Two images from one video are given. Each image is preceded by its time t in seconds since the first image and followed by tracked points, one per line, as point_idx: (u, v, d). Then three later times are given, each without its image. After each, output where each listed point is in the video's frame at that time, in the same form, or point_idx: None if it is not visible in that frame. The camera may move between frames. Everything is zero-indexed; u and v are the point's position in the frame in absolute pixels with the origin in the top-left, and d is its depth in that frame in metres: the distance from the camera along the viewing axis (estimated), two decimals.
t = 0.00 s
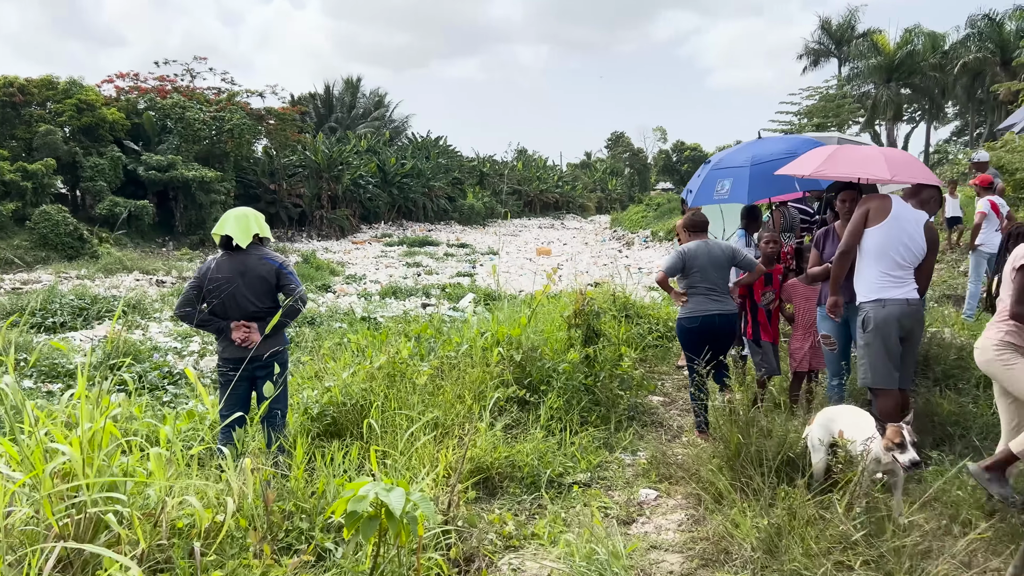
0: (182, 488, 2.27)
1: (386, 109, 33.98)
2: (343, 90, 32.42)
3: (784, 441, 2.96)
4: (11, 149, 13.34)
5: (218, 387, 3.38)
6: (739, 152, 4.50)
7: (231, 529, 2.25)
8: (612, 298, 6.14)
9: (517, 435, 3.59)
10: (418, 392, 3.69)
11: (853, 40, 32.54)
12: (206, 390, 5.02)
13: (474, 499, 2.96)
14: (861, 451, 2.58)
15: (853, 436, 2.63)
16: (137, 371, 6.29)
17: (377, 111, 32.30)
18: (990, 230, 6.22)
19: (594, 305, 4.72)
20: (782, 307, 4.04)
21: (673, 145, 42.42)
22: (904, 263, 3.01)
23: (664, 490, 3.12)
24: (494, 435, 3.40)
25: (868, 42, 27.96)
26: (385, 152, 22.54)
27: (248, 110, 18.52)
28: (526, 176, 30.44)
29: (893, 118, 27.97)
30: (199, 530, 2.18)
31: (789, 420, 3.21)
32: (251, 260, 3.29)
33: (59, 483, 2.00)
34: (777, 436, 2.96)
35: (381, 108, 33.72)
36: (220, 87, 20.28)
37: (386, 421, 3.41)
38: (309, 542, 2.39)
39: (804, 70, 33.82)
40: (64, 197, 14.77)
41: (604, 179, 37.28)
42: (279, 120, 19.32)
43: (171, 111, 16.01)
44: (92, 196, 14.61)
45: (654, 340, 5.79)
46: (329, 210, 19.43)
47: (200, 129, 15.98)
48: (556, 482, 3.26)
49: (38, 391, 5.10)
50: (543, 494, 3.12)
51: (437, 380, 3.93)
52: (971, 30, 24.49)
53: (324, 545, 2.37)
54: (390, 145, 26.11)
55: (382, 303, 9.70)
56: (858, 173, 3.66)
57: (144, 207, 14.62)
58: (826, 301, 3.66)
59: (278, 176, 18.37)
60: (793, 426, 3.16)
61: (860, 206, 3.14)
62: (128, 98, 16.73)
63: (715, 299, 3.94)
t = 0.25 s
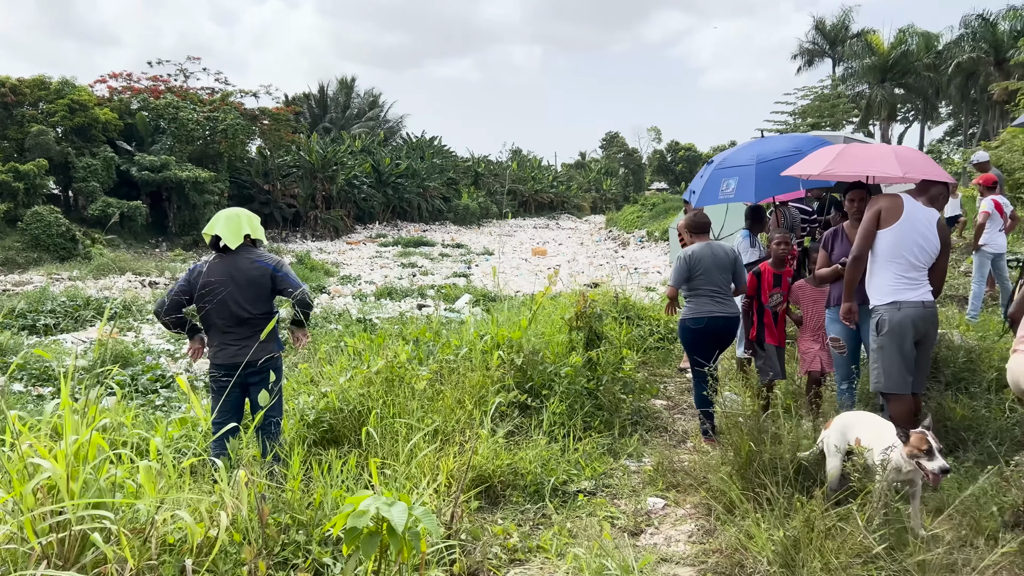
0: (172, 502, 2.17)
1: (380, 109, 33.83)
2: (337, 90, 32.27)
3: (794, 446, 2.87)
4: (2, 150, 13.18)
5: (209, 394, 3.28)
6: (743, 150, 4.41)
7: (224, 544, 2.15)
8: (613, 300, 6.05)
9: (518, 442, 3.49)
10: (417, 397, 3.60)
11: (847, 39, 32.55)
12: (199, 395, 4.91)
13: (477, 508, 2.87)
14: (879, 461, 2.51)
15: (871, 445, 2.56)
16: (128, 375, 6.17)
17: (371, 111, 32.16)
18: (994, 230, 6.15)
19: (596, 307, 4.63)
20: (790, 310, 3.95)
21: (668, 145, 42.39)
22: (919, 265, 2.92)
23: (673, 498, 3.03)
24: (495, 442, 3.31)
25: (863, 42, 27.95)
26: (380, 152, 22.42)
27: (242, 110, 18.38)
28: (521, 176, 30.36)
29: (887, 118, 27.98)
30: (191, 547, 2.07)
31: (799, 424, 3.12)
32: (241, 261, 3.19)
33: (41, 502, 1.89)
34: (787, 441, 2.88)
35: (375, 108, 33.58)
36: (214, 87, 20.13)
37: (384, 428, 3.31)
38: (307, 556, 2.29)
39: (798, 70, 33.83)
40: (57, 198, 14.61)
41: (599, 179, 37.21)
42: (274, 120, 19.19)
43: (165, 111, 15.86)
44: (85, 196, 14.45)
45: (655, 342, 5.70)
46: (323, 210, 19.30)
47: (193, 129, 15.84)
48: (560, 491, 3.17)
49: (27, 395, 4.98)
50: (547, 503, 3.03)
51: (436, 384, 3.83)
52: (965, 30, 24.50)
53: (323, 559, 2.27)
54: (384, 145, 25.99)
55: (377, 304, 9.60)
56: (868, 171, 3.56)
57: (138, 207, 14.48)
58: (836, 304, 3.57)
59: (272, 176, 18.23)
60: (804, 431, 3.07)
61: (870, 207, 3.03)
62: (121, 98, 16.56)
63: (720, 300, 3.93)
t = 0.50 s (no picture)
0: (163, 522, 2.06)
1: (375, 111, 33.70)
2: (332, 91, 32.12)
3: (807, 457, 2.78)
4: None
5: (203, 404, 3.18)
6: (749, 153, 4.33)
7: (218, 566, 2.04)
8: (614, 305, 5.96)
9: (522, 453, 3.39)
10: (418, 407, 3.49)
11: (842, 42, 32.55)
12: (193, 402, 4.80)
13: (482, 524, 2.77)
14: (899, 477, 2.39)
15: (888, 458, 2.44)
16: (120, 380, 6.05)
17: (366, 113, 32.03)
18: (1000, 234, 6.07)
19: (598, 312, 4.54)
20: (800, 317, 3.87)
21: (663, 147, 42.37)
22: (942, 271, 2.85)
23: (683, 512, 2.94)
24: (498, 453, 3.22)
25: (858, 44, 27.94)
26: (374, 154, 22.31)
27: (236, 112, 18.25)
28: (516, 178, 30.27)
29: (882, 120, 27.97)
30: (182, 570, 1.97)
31: (811, 433, 3.04)
32: (231, 268, 3.09)
33: (22, 527, 1.79)
34: (800, 452, 2.79)
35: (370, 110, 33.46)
36: (208, 89, 19.98)
37: (384, 440, 3.21)
38: None
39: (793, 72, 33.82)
40: (49, 200, 14.45)
41: (594, 181, 37.15)
42: (268, 122, 19.05)
43: (158, 112, 15.70)
44: (77, 199, 14.31)
45: (657, 347, 5.61)
46: (318, 212, 19.18)
47: (187, 131, 15.70)
48: (566, 504, 3.07)
49: (17, 401, 4.86)
50: (552, 517, 2.93)
51: (437, 393, 3.73)
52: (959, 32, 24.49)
53: None
54: (379, 146, 25.87)
55: (373, 307, 9.49)
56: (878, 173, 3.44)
57: (131, 209, 14.34)
58: (848, 310, 3.47)
59: (267, 178, 18.11)
60: (817, 441, 2.99)
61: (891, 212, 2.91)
62: (114, 100, 16.42)
63: (722, 305, 3.88)
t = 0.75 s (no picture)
0: (155, 538, 1.97)
1: (370, 114, 33.60)
2: (326, 95, 32.01)
3: (816, 465, 2.72)
4: None
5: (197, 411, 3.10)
6: (752, 155, 4.27)
7: None
8: (613, 309, 5.89)
9: (524, 462, 3.31)
10: (417, 415, 3.41)
11: (836, 46, 32.59)
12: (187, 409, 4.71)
13: (484, 537, 2.68)
14: (916, 489, 2.34)
15: (903, 467, 2.39)
16: (113, 386, 5.94)
17: (361, 116, 31.93)
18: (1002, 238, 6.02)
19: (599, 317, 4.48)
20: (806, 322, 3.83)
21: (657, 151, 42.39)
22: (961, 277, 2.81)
23: (691, 522, 2.87)
24: (500, 462, 3.13)
25: (852, 48, 27.96)
26: (369, 158, 22.23)
27: (230, 116, 18.14)
28: (511, 182, 30.22)
29: (877, 124, 27.99)
30: None
31: (820, 440, 2.98)
32: (225, 273, 3.01)
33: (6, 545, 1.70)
34: (809, 460, 2.73)
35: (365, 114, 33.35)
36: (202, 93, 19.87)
37: (383, 449, 3.13)
38: None
39: (787, 76, 33.84)
40: (41, 204, 14.33)
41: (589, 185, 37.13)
42: (262, 125, 18.95)
43: (151, 116, 15.57)
44: (70, 203, 14.18)
45: (658, 353, 5.54)
46: (312, 216, 19.08)
47: (181, 135, 15.59)
48: (570, 514, 2.99)
49: (8, 408, 4.77)
50: (556, 528, 2.84)
51: (436, 401, 3.64)
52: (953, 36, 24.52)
53: None
54: (373, 150, 25.79)
55: (368, 311, 9.39)
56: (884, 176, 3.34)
57: (124, 214, 14.21)
58: (857, 314, 3.40)
59: (261, 182, 18.01)
60: (826, 449, 2.93)
61: (924, 217, 2.75)
62: (107, 104, 16.29)
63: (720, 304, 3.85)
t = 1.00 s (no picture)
0: (139, 557, 1.87)
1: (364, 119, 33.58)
2: (322, 100, 31.93)
3: (826, 474, 2.65)
4: None
5: (186, 419, 3.00)
6: (754, 157, 4.20)
7: None
8: (612, 314, 5.82)
9: (524, 471, 3.23)
10: (413, 423, 3.32)
11: (830, 52, 32.66)
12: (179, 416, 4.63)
13: (483, 551, 2.60)
14: (929, 501, 2.26)
15: (916, 478, 2.31)
16: (104, 393, 5.84)
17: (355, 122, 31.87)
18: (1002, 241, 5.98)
19: (599, 322, 4.41)
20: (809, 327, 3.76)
21: (652, 156, 42.52)
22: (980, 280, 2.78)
23: (695, 534, 2.79)
24: (498, 472, 3.05)
25: (847, 54, 27.99)
26: (364, 163, 22.16)
27: (225, 120, 18.03)
28: (506, 187, 30.18)
29: (871, 129, 28.03)
30: None
31: (827, 447, 2.90)
32: (214, 278, 2.93)
33: None
34: (818, 469, 2.65)
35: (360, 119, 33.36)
36: (197, 97, 19.78)
37: (378, 458, 3.04)
38: None
39: (782, 82, 33.87)
40: (34, 209, 14.20)
41: (584, 191, 37.12)
42: (257, 130, 18.86)
43: (146, 121, 15.45)
44: (63, 207, 14.06)
45: (657, 358, 5.48)
46: (307, 221, 18.99)
47: (176, 139, 15.48)
48: (570, 525, 2.91)
49: None
50: (557, 540, 2.76)
51: (432, 408, 3.55)
52: (947, 43, 24.57)
53: None
54: (368, 155, 25.73)
55: (362, 316, 9.29)
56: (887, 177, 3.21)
57: (118, 218, 14.10)
58: (863, 319, 3.34)
59: (255, 187, 17.92)
60: (833, 456, 2.86)
61: (957, 225, 2.65)
62: (101, 108, 16.18)
63: (718, 307, 3.86)
